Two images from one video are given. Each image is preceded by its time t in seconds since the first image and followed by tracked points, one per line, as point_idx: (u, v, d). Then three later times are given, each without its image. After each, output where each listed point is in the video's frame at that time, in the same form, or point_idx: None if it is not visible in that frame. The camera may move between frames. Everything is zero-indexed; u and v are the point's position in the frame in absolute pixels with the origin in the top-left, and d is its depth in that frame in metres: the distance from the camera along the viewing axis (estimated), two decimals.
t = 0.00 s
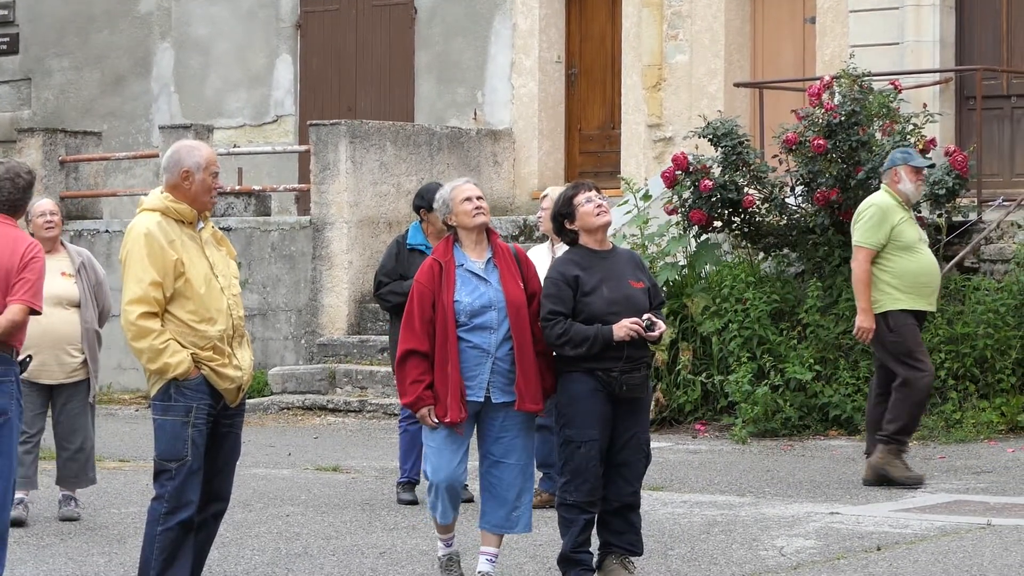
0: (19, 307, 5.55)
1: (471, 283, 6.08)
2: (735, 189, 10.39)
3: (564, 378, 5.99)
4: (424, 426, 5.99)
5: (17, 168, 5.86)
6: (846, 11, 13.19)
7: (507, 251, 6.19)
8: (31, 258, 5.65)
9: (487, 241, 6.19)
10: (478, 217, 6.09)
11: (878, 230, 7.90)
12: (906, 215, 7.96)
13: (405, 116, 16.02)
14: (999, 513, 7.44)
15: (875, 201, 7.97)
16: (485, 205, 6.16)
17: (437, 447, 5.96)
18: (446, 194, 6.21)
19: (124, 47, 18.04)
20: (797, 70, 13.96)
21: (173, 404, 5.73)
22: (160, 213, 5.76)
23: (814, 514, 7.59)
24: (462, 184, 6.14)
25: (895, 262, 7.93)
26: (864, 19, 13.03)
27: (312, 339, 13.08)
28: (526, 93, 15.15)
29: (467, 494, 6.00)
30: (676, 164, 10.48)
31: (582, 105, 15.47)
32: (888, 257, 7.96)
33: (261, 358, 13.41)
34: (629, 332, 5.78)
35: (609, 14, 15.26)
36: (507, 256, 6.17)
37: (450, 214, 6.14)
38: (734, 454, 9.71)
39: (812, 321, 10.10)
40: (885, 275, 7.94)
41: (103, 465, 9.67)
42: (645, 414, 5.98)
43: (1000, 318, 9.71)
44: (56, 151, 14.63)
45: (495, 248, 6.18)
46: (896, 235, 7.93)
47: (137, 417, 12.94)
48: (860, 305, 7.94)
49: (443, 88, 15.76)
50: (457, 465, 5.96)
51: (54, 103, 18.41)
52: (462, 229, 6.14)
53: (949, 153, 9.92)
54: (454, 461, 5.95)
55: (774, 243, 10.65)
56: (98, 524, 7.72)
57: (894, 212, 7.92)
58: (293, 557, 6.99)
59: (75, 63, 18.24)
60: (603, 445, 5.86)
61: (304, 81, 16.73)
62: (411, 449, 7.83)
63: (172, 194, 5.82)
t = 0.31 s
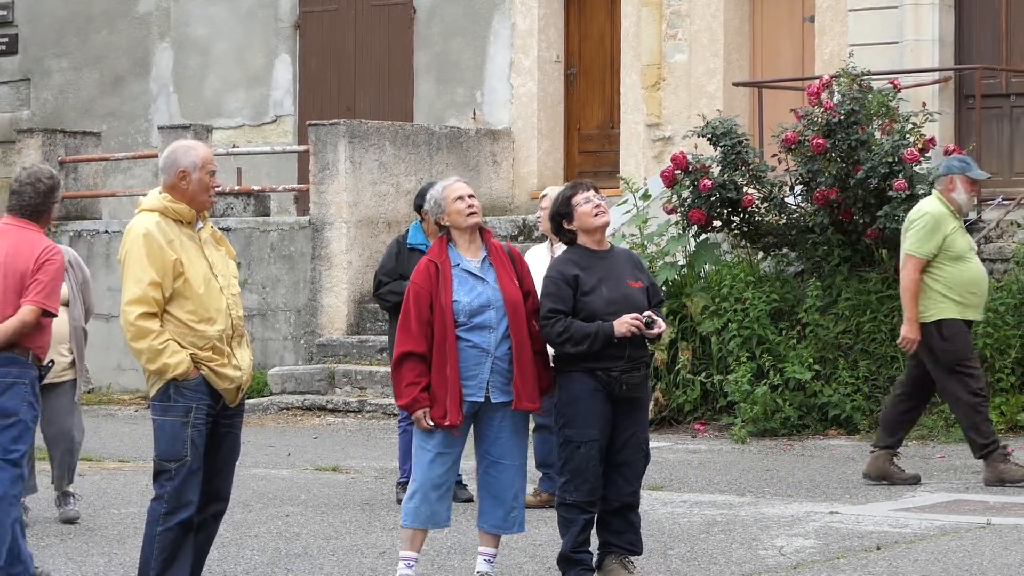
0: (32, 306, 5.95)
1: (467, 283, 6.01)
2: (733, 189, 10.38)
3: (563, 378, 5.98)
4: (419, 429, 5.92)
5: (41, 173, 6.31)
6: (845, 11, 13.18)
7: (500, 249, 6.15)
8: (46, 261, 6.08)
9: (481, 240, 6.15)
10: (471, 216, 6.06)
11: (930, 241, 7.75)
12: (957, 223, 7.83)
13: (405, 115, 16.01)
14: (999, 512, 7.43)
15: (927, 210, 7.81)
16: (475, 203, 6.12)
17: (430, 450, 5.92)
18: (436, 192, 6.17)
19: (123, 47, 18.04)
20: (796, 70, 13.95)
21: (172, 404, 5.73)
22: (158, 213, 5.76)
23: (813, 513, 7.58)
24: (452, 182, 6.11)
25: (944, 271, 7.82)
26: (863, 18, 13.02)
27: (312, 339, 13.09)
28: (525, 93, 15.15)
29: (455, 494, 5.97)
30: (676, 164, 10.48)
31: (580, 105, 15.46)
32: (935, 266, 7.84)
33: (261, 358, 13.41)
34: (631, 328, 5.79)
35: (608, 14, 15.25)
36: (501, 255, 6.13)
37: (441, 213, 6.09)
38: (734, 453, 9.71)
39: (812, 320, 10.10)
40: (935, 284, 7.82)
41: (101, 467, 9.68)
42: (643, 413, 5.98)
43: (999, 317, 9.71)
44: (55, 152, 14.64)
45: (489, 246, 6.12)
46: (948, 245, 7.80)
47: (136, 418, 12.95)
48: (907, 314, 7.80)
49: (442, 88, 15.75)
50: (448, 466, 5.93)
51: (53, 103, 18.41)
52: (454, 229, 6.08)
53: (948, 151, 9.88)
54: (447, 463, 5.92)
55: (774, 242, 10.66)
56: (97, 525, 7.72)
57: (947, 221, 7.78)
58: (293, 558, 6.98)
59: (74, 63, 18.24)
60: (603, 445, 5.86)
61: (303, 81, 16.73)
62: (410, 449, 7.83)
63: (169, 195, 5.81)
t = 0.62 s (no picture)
0: (56, 291, 5.96)
1: (438, 284, 5.99)
2: (735, 189, 10.36)
3: (563, 378, 5.98)
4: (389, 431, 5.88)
5: (53, 157, 6.13)
6: (846, 10, 13.17)
7: (476, 249, 6.12)
8: (66, 242, 6.04)
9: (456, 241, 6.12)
10: (443, 218, 6.03)
11: (1008, 230, 7.74)
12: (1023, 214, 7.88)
13: (406, 115, 16.01)
14: (1001, 512, 7.42)
15: (996, 202, 7.80)
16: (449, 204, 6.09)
17: (407, 453, 5.85)
18: (412, 194, 6.15)
19: (126, 47, 18.04)
20: (798, 68, 13.94)
21: (174, 404, 5.73)
22: (160, 213, 5.77)
23: (815, 513, 7.57)
24: (425, 185, 6.10)
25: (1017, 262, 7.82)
26: (864, 17, 13.01)
27: (314, 339, 13.12)
28: (527, 93, 15.16)
29: (438, 499, 5.87)
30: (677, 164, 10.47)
31: (582, 105, 15.46)
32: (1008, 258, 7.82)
33: (262, 358, 13.43)
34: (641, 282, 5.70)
35: (609, 14, 15.25)
36: (476, 256, 6.11)
37: (415, 215, 6.08)
38: (738, 451, 9.70)
39: (813, 320, 10.10)
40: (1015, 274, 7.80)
41: (102, 468, 9.68)
42: (644, 412, 5.98)
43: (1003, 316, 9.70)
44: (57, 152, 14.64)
45: (463, 245, 6.09)
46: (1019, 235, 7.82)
47: (139, 418, 12.95)
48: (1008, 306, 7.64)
49: (444, 88, 15.76)
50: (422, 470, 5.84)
51: (55, 104, 18.44)
52: (427, 229, 6.08)
53: (951, 151, 9.88)
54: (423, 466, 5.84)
55: (776, 242, 10.63)
56: (99, 525, 7.72)
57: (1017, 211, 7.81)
58: (295, 558, 6.98)
59: (76, 64, 18.26)
60: (604, 444, 5.86)
61: (304, 81, 16.75)
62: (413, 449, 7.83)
63: (171, 194, 5.82)
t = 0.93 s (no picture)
0: (112, 287, 5.94)
1: (422, 281, 6.00)
2: (752, 184, 10.35)
3: (579, 374, 5.95)
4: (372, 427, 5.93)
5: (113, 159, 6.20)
6: (863, 5, 13.16)
7: (465, 245, 6.08)
8: (125, 242, 6.05)
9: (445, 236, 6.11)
10: (422, 218, 5.99)
11: None
12: None
13: (421, 112, 16.01)
14: (1021, 507, 7.39)
15: None
16: (435, 202, 6.05)
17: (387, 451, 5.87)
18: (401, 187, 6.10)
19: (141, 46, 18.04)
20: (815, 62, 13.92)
21: (192, 400, 5.69)
22: (176, 210, 5.76)
23: (833, 509, 7.55)
24: (408, 183, 6.03)
25: None
26: (880, 12, 12.98)
27: (331, 335, 13.14)
28: (542, 89, 15.15)
29: (422, 498, 5.83)
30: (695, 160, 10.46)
31: (598, 101, 15.46)
32: None
33: (279, 355, 13.46)
34: (642, 187, 5.61)
35: (625, 10, 15.25)
36: (463, 252, 6.07)
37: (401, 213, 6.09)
38: (755, 449, 9.67)
39: (830, 315, 10.09)
40: None
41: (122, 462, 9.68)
42: (661, 409, 5.95)
43: (1019, 313, 9.68)
44: (73, 149, 14.65)
45: (451, 241, 6.06)
46: None
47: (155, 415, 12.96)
48: None
49: (460, 84, 15.77)
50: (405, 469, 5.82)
51: (71, 102, 18.40)
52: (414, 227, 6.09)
53: (967, 146, 9.94)
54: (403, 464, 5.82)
55: (792, 238, 10.59)
56: (119, 520, 7.71)
57: None
58: (314, 553, 6.97)
59: (91, 62, 18.24)
60: (622, 440, 5.84)
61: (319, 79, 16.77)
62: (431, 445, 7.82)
63: (188, 191, 5.83)
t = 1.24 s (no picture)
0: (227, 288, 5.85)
1: (441, 276, 5.96)
2: (790, 174, 10.34)
3: (618, 364, 5.94)
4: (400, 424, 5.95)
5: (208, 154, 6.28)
6: None
7: (486, 235, 6.01)
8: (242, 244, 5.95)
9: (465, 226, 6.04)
10: (438, 212, 5.93)
11: None
12: None
13: (459, 103, 16.01)
14: None
15: None
16: (454, 195, 5.96)
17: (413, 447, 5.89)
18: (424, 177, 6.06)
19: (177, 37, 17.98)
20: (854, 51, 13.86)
21: (232, 390, 5.65)
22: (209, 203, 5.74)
23: (872, 500, 7.54)
24: (426, 175, 5.97)
25: None
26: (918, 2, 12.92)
27: (369, 326, 13.23)
28: (580, 79, 15.14)
29: (452, 492, 5.82)
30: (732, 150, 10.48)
31: (635, 91, 15.41)
32: None
33: (318, 345, 13.54)
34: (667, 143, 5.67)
35: None
36: (483, 242, 6.00)
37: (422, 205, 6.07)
38: (794, 439, 9.65)
39: (869, 306, 10.10)
40: None
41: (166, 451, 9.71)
42: (700, 399, 5.93)
43: None
44: (111, 140, 14.68)
45: (471, 233, 6.01)
46: None
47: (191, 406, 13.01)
48: None
49: (497, 75, 15.76)
50: (432, 463, 5.83)
51: (109, 92, 18.31)
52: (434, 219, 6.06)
53: (1005, 136, 9.84)
54: (428, 460, 5.83)
55: (830, 229, 10.57)
56: (159, 510, 7.73)
57: None
58: (352, 544, 6.97)
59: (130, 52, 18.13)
60: (661, 430, 5.82)
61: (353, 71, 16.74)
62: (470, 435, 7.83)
63: (221, 182, 5.80)
